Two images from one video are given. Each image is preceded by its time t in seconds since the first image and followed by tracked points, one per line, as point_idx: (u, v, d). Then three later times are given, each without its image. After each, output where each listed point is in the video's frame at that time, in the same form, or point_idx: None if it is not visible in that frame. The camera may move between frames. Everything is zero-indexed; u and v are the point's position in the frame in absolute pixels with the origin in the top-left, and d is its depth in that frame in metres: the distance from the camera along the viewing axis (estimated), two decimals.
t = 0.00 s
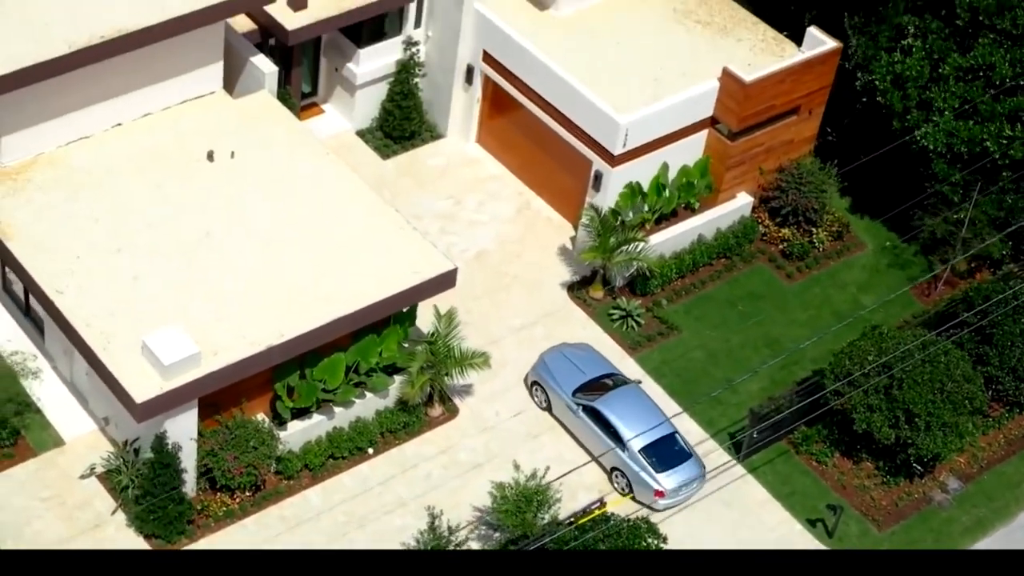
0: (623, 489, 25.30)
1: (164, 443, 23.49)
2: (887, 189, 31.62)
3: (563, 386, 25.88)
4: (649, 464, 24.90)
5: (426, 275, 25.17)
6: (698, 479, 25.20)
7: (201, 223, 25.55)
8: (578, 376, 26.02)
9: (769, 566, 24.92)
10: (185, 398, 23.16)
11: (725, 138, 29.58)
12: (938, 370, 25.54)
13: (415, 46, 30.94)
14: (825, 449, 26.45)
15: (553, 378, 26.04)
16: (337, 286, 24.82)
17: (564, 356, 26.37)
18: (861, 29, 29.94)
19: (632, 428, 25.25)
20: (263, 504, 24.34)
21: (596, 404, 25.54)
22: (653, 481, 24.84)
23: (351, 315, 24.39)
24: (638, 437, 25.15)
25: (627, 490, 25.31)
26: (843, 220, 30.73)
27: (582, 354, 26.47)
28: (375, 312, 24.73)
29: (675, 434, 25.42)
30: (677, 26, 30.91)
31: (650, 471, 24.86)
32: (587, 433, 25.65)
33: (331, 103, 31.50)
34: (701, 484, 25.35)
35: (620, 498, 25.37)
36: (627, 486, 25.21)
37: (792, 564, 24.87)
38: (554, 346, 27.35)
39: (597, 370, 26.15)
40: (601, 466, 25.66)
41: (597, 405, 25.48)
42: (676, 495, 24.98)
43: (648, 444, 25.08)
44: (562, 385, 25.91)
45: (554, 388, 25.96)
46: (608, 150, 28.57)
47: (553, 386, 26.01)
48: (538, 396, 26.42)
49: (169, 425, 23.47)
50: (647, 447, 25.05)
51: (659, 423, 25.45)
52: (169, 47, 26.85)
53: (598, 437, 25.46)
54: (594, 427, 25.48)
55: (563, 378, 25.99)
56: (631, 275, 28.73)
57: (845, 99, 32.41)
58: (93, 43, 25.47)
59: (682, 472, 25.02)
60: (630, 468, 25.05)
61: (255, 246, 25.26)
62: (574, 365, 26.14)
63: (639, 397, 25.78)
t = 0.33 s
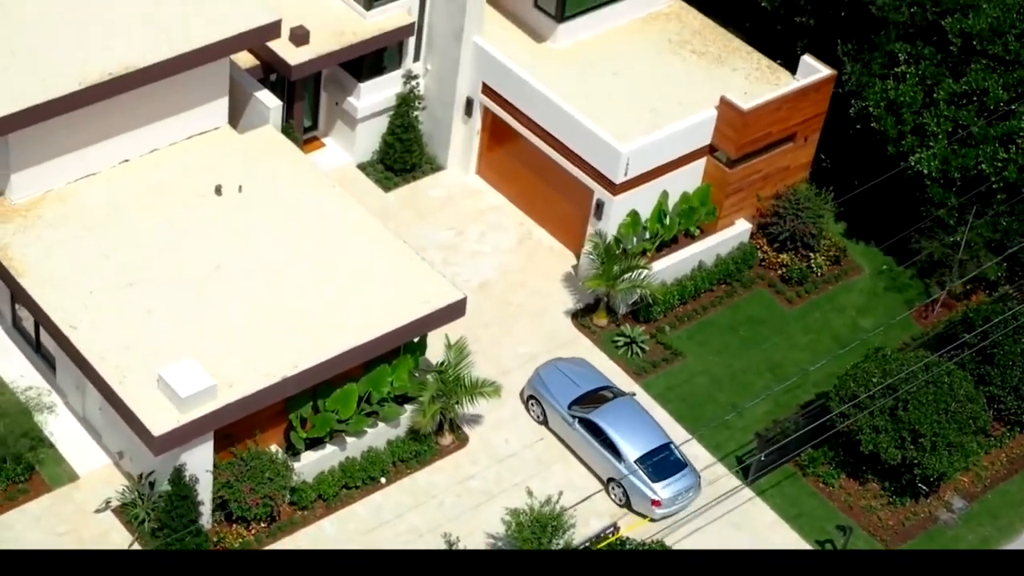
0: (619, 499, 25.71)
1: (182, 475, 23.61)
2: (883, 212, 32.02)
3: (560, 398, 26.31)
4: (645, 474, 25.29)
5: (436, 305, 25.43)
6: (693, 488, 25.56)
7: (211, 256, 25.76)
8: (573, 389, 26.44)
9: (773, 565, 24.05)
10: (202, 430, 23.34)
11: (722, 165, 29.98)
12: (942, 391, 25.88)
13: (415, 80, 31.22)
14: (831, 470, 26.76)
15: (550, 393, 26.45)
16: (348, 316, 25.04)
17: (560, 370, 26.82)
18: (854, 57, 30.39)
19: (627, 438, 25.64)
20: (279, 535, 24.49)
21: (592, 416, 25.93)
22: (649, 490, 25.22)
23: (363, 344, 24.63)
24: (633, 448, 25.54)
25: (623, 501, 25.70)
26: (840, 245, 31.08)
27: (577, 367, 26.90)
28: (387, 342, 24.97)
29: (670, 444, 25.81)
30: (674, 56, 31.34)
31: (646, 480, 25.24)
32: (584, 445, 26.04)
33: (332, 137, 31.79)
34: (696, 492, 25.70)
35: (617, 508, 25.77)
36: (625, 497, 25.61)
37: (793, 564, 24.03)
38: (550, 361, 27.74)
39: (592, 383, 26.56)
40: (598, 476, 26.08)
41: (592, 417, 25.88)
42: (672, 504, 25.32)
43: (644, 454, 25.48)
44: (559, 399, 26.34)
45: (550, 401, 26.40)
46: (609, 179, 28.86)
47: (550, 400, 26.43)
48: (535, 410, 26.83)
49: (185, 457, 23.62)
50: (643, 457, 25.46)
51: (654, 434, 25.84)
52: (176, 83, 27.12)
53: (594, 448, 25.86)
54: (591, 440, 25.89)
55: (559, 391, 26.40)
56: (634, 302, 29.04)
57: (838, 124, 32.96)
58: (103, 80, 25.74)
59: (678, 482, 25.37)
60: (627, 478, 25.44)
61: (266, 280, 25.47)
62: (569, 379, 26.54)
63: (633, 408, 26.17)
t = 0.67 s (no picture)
0: (615, 511, 26.10)
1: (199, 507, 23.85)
2: (880, 240, 32.48)
3: (556, 413, 26.73)
4: (641, 485, 25.66)
5: (448, 334, 25.72)
6: (689, 498, 25.91)
7: (222, 288, 25.99)
8: (569, 405, 26.86)
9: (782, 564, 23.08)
10: (220, 462, 23.53)
11: (721, 193, 30.38)
12: (947, 411, 26.25)
13: (415, 112, 31.57)
14: (837, 492, 27.06)
15: (546, 409, 26.86)
16: (363, 347, 25.30)
17: (555, 387, 27.23)
18: (848, 84, 30.89)
19: (622, 450, 26.04)
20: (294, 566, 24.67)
21: (587, 429, 26.36)
22: (645, 501, 25.58)
23: (377, 374, 24.88)
24: (629, 459, 25.92)
25: (620, 512, 26.09)
26: (838, 270, 31.48)
27: (572, 384, 27.33)
28: (401, 371, 25.23)
29: (665, 455, 26.20)
30: (671, 86, 31.76)
31: (642, 491, 25.60)
32: (580, 458, 26.41)
33: (332, 170, 32.07)
34: (691, 503, 26.04)
35: (614, 521, 26.16)
36: (621, 508, 26.00)
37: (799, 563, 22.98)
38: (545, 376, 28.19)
39: (587, 398, 27.01)
40: (595, 489, 26.49)
41: (589, 431, 26.30)
42: (668, 515, 25.67)
43: (640, 466, 25.86)
44: (554, 413, 26.77)
45: (547, 416, 26.79)
46: (612, 207, 29.16)
47: (546, 415, 26.85)
48: (530, 425, 27.24)
49: (201, 489, 23.81)
50: (639, 469, 25.83)
51: (649, 446, 26.21)
52: (185, 120, 27.40)
53: (591, 462, 26.24)
54: (586, 453, 26.29)
55: (556, 408, 26.82)
56: (638, 329, 29.46)
57: (829, 152, 32.82)
58: (111, 116, 25.90)
59: (673, 493, 25.71)
60: (624, 491, 25.78)
61: (278, 311, 25.72)
62: (565, 395, 26.98)
63: (627, 421, 26.59)
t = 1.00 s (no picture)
0: (614, 521, 26.49)
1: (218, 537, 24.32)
2: (879, 263, 32.88)
3: (552, 427, 27.22)
4: (637, 496, 26.06)
5: (459, 361, 26.06)
6: (685, 508, 26.40)
7: (234, 320, 26.26)
8: (565, 419, 27.35)
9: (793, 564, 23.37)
10: (237, 491, 23.80)
11: (721, 219, 30.76)
12: (951, 430, 26.64)
13: (416, 144, 31.90)
14: (844, 512, 27.41)
15: (542, 422, 27.36)
16: (377, 377, 25.60)
17: (551, 401, 27.74)
18: (842, 110, 31.48)
19: (618, 461, 26.43)
20: None
21: (584, 441, 26.81)
22: (642, 512, 25.97)
23: (392, 402, 25.19)
24: (625, 471, 26.31)
25: (618, 523, 26.49)
26: (836, 293, 31.88)
27: (567, 399, 27.82)
28: (415, 399, 25.53)
29: (661, 467, 26.62)
30: (669, 114, 32.17)
31: (639, 502, 26.00)
32: (578, 471, 26.82)
33: (335, 203, 32.33)
34: (688, 513, 26.55)
35: (613, 531, 26.62)
36: (618, 517, 26.39)
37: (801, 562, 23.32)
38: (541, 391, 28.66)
39: (583, 412, 27.50)
40: (593, 501, 26.87)
41: (584, 443, 26.72)
42: (666, 524, 26.12)
43: (636, 478, 26.24)
44: (550, 427, 27.25)
45: (543, 430, 27.28)
46: (614, 235, 29.48)
47: (542, 429, 27.33)
48: (528, 440, 27.72)
49: (218, 518, 24.17)
50: (635, 480, 26.22)
51: (644, 458, 26.58)
52: (194, 155, 27.69)
53: (588, 475, 26.64)
54: (582, 464, 26.71)
55: (552, 422, 27.30)
56: (640, 355, 29.74)
57: (825, 181, 33.70)
58: (122, 150, 26.15)
59: (670, 503, 26.18)
60: (621, 502, 26.17)
61: (290, 342, 26.01)
62: (561, 410, 27.48)
63: (621, 432, 27.02)
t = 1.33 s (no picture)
0: (610, 533, 26.93)
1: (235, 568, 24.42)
2: (875, 288, 33.25)
3: (548, 441, 27.68)
4: (633, 507, 26.60)
5: (470, 388, 26.35)
6: (680, 518, 26.88)
7: (245, 351, 26.47)
8: (560, 433, 27.80)
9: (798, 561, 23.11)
10: (255, 521, 24.02)
11: (720, 244, 31.15)
12: (955, 449, 26.99)
13: (418, 174, 32.20)
14: (850, 532, 27.70)
15: (537, 436, 27.80)
16: (389, 407, 25.85)
17: (547, 417, 28.18)
18: (838, 135, 32.03)
19: (613, 474, 26.93)
20: None
21: (579, 454, 27.29)
22: (639, 522, 26.49)
23: (404, 429, 25.49)
24: (621, 482, 26.84)
25: (614, 535, 26.93)
26: (835, 317, 32.23)
27: (561, 414, 28.25)
28: (427, 426, 25.82)
29: (655, 478, 27.14)
30: (666, 142, 32.59)
31: (635, 512, 26.54)
32: (573, 484, 27.31)
33: (337, 234, 32.58)
34: (684, 524, 27.01)
35: (608, 542, 27.00)
36: (615, 530, 26.85)
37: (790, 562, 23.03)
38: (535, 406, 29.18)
39: (577, 425, 27.97)
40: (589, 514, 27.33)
41: (580, 455, 27.21)
42: (662, 535, 26.60)
43: (631, 489, 26.79)
44: (546, 441, 27.71)
45: (540, 445, 27.71)
46: (617, 261, 29.85)
47: (539, 444, 27.77)
48: (524, 455, 28.12)
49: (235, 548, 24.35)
50: (630, 491, 26.76)
51: (639, 470, 27.10)
52: (203, 188, 27.98)
53: (583, 487, 27.12)
54: (578, 477, 27.20)
55: (548, 436, 27.76)
56: (644, 381, 30.04)
57: (818, 205, 34.02)
58: (132, 184, 26.45)
59: (665, 513, 26.69)
60: (618, 513, 26.68)
61: (301, 372, 26.24)
62: (556, 424, 27.91)
63: (614, 445, 27.50)
